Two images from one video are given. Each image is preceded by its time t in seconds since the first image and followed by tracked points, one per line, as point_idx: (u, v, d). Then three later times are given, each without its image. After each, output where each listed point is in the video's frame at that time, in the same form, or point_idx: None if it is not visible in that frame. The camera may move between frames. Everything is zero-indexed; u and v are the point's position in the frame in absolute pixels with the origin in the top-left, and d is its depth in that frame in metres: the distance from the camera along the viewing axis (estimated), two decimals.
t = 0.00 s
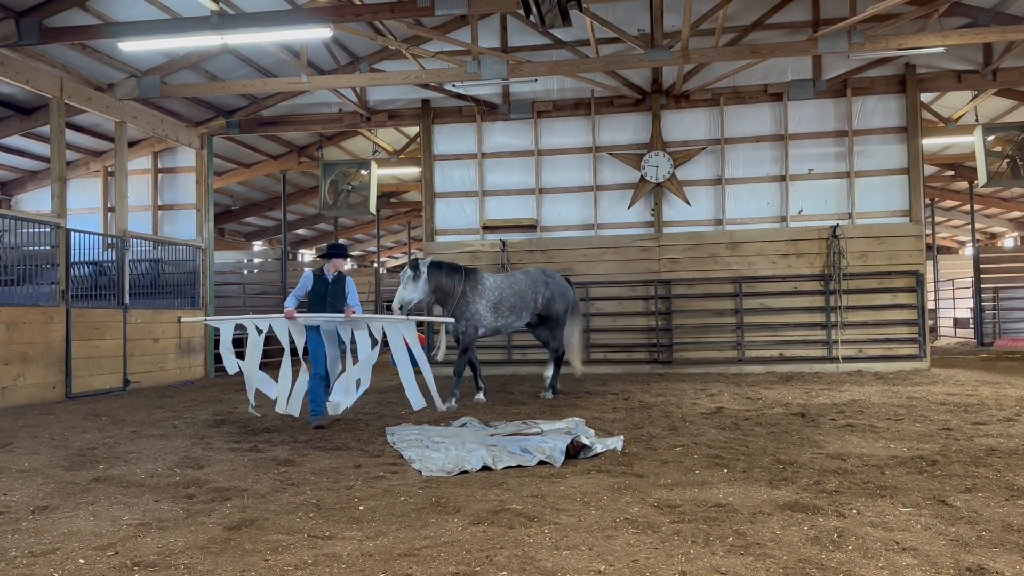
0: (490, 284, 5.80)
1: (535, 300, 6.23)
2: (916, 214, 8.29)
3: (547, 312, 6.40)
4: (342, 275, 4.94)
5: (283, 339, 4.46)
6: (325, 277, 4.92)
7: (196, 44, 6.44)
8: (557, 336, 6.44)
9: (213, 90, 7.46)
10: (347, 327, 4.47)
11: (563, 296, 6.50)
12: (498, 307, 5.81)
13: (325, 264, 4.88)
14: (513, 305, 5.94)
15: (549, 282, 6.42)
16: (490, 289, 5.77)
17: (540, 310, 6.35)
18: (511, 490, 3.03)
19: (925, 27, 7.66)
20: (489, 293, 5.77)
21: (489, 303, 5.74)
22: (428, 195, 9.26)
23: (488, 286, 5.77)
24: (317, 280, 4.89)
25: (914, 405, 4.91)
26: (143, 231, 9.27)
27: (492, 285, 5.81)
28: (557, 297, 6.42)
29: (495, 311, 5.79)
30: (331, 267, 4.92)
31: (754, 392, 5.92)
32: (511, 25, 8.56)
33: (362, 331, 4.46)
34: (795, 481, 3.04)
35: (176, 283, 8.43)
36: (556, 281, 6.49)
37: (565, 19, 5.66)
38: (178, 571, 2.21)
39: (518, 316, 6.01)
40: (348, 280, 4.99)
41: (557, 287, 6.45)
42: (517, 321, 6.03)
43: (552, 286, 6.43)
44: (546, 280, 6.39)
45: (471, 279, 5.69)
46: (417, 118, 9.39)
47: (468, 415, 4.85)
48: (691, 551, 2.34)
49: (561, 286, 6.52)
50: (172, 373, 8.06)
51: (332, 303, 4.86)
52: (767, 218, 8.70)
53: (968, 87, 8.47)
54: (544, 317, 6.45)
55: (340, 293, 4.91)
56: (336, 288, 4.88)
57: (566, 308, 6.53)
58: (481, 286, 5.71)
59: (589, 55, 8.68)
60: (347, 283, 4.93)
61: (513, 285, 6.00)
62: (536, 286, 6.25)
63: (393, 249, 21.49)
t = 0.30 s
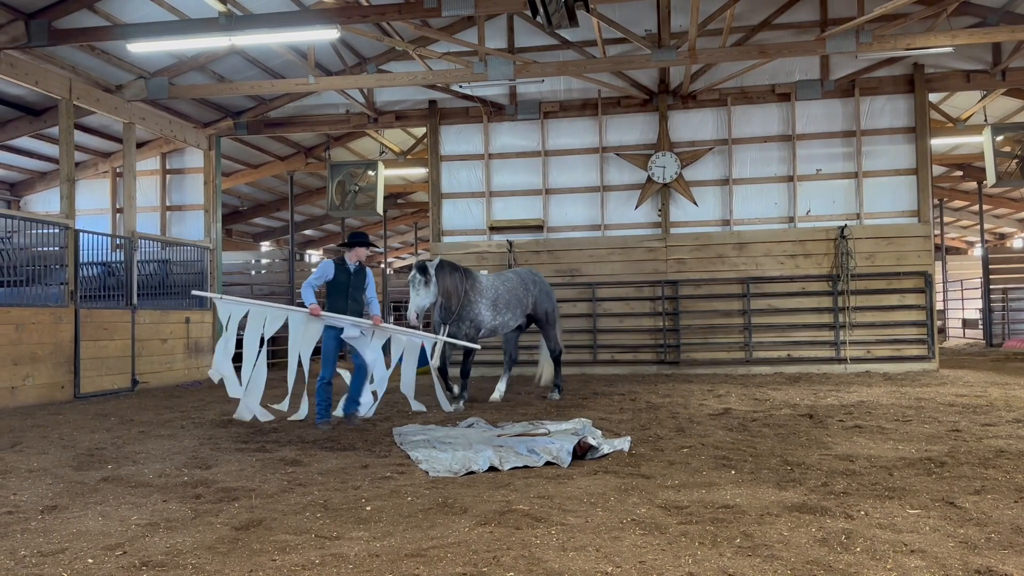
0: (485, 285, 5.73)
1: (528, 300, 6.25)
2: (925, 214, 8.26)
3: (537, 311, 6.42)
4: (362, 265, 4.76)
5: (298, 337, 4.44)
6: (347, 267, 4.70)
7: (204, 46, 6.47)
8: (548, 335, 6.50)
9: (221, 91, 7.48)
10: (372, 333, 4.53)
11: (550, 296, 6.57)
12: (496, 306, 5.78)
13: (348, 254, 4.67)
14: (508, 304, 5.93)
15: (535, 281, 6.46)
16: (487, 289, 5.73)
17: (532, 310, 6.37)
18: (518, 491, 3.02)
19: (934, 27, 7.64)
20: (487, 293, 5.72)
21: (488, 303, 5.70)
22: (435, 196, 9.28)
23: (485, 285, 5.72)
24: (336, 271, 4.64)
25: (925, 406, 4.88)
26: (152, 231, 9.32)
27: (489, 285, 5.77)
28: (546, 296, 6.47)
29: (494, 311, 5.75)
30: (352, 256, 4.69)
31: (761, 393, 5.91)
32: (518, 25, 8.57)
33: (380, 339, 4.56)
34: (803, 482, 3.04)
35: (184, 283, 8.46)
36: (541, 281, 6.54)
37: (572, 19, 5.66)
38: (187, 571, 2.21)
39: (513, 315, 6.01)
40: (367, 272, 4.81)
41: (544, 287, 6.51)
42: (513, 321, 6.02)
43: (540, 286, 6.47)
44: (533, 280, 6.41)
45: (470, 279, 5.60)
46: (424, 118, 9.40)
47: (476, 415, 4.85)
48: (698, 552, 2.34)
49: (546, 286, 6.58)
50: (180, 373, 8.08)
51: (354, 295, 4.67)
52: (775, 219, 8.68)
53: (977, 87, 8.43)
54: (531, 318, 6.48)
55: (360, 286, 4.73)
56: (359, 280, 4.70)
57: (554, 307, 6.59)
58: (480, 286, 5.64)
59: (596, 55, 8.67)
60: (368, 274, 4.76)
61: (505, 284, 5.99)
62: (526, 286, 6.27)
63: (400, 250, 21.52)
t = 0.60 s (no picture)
0: (481, 286, 5.69)
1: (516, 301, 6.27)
2: (927, 215, 8.25)
3: (521, 314, 6.45)
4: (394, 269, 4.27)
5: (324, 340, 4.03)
6: (379, 270, 4.22)
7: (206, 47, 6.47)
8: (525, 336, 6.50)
9: (223, 92, 7.48)
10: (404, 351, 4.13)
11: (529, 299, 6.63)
12: (492, 307, 5.75)
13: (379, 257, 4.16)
14: (499, 306, 5.92)
15: (518, 284, 6.50)
16: (485, 290, 5.69)
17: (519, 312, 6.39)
18: (520, 492, 3.03)
19: (936, 27, 7.63)
20: (484, 294, 5.68)
21: (485, 305, 5.65)
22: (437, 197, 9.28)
23: (481, 287, 5.68)
24: (368, 275, 4.16)
25: (928, 406, 4.89)
26: (154, 232, 9.33)
27: (484, 286, 5.75)
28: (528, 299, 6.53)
29: (491, 312, 5.72)
30: (385, 260, 4.17)
31: (764, 394, 5.90)
32: (520, 26, 8.57)
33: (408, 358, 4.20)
34: (805, 483, 3.04)
35: (187, 284, 8.47)
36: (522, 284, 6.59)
37: (574, 20, 5.65)
38: (190, 571, 2.22)
39: (502, 317, 6.00)
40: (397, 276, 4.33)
41: (526, 290, 6.57)
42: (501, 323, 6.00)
43: (524, 289, 6.52)
44: (518, 282, 6.45)
45: (472, 279, 5.54)
46: (426, 119, 9.41)
47: (478, 416, 4.85)
48: (702, 553, 2.34)
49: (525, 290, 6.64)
50: (183, 374, 8.09)
51: (383, 302, 4.21)
52: (777, 220, 8.68)
53: (979, 87, 8.43)
54: (513, 320, 6.48)
55: (391, 291, 4.27)
56: (390, 285, 4.24)
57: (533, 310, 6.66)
58: (479, 287, 5.60)
59: (598, 56, 8.67)
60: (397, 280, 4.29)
61: (497, 286, 5.98)
62: (514, 288, 6.30)
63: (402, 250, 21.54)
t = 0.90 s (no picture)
0: (477, 288, 5.54)
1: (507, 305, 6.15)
2: (925, 215, 8.26)
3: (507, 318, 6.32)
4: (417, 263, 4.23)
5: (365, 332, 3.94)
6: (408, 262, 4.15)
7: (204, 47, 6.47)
8: (508, 339, 6.36)
9: (221, 93, 7.48)
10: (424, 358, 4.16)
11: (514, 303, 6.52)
12: (485, 309, 5.61)
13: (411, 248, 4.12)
14: (490, 309, 5.79)
15: (506, 286, 6.39)
16: (481, 291, 5.57)
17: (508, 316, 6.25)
18: (518, 493, 3.02)
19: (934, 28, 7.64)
20: (480, 296, 5.55)
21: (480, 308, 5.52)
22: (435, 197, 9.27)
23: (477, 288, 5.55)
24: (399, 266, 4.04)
25: (926, 407, 4.90)
26: (153, 233, 9.32)
27: (479, 288, 5.62)
28: (515, 302, 6.42)
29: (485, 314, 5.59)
30: (416, 253, 4.13)
31: (762, 394, 5.91)
32: (518, 26, 8.57)
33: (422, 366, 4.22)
34: (804, 483, 3.04)
35: (186, 285, 8.46)
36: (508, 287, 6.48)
37: (573, 21, 5.65)
38: (187, 572, 2.22)
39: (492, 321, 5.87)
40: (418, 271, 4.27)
41: (514, 293, 6.47)
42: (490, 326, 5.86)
43: (511, 292, 6.41)
44: (507, 285, 6.33)
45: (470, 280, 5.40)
46: (425, 120, 9.41)
47: (477, 417, 4.85)
48: (701, 554, 2.34)
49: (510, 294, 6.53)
50: (181, 374, 8.09)
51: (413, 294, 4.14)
52: (776, 220, 8.68)
53: (978, 88, 8.44)
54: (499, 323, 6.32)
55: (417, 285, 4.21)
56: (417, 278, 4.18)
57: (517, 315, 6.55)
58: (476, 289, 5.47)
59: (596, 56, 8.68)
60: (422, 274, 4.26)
61: (489, 289, 5.84)
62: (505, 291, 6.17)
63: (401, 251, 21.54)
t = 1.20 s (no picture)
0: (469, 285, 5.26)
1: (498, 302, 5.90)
2: (919, 216, 8.29)
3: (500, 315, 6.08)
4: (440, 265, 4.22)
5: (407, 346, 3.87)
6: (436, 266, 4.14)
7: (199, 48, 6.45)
8: (502, 338, 6.13)
9: (216, 93, 7.46)
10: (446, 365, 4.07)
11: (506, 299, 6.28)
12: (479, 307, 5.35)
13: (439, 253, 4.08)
14: (483, 307, 5.53)
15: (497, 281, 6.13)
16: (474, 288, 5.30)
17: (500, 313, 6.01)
18: (512, 494, 3.02)
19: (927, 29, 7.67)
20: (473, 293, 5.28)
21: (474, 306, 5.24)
22: (431, 198, 9.26)
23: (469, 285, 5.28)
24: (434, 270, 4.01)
25: (918, 407, 4.92)
26: (147, 233, 9.30)
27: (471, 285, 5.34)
28: (507, 298, 6.18)
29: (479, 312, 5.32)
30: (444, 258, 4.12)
31: (757, 395, 5.92)
32: (513, 27, 8.57)
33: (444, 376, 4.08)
34: (797, 484, 3.04)
35: (180, 286, 8.44)
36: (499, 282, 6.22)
37: (567, 23, 5.66)
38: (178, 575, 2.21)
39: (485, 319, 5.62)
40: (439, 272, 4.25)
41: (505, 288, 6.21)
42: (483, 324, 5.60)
43: (502, 288, 6.16)
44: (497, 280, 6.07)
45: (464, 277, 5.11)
46: (420, 121, 9.40)
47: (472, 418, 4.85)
48: (694, 555, 2.34)
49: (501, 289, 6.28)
50: (175, 375, 8.07)
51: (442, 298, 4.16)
52: (770, 221, 8.70)
53: (972, 89, 8.47)
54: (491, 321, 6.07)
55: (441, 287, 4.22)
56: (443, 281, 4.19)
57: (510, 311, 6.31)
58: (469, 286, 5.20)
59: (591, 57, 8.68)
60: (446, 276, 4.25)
61: (481, 285, 5.59)
62: (496, 287, 5.91)
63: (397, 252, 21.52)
